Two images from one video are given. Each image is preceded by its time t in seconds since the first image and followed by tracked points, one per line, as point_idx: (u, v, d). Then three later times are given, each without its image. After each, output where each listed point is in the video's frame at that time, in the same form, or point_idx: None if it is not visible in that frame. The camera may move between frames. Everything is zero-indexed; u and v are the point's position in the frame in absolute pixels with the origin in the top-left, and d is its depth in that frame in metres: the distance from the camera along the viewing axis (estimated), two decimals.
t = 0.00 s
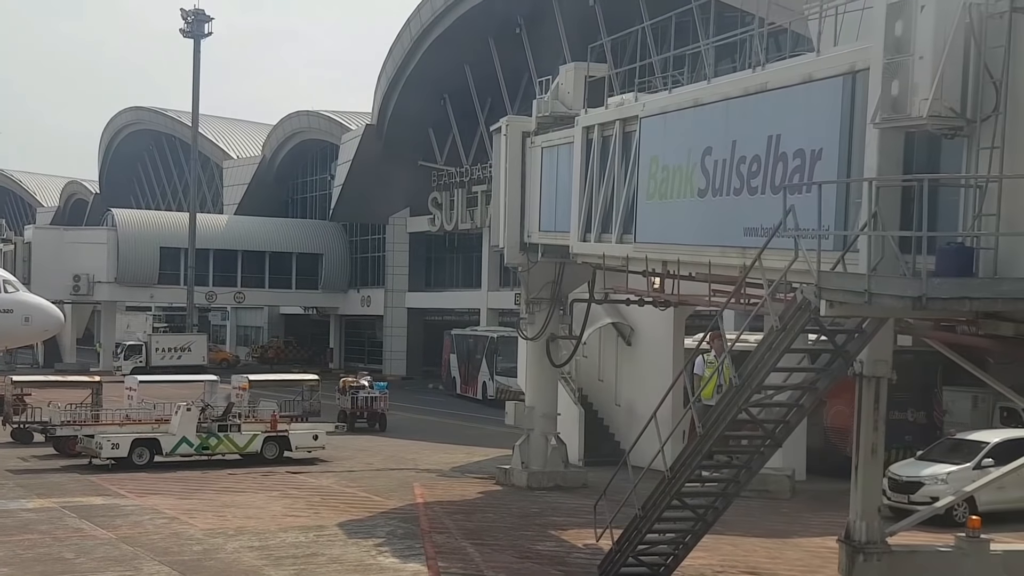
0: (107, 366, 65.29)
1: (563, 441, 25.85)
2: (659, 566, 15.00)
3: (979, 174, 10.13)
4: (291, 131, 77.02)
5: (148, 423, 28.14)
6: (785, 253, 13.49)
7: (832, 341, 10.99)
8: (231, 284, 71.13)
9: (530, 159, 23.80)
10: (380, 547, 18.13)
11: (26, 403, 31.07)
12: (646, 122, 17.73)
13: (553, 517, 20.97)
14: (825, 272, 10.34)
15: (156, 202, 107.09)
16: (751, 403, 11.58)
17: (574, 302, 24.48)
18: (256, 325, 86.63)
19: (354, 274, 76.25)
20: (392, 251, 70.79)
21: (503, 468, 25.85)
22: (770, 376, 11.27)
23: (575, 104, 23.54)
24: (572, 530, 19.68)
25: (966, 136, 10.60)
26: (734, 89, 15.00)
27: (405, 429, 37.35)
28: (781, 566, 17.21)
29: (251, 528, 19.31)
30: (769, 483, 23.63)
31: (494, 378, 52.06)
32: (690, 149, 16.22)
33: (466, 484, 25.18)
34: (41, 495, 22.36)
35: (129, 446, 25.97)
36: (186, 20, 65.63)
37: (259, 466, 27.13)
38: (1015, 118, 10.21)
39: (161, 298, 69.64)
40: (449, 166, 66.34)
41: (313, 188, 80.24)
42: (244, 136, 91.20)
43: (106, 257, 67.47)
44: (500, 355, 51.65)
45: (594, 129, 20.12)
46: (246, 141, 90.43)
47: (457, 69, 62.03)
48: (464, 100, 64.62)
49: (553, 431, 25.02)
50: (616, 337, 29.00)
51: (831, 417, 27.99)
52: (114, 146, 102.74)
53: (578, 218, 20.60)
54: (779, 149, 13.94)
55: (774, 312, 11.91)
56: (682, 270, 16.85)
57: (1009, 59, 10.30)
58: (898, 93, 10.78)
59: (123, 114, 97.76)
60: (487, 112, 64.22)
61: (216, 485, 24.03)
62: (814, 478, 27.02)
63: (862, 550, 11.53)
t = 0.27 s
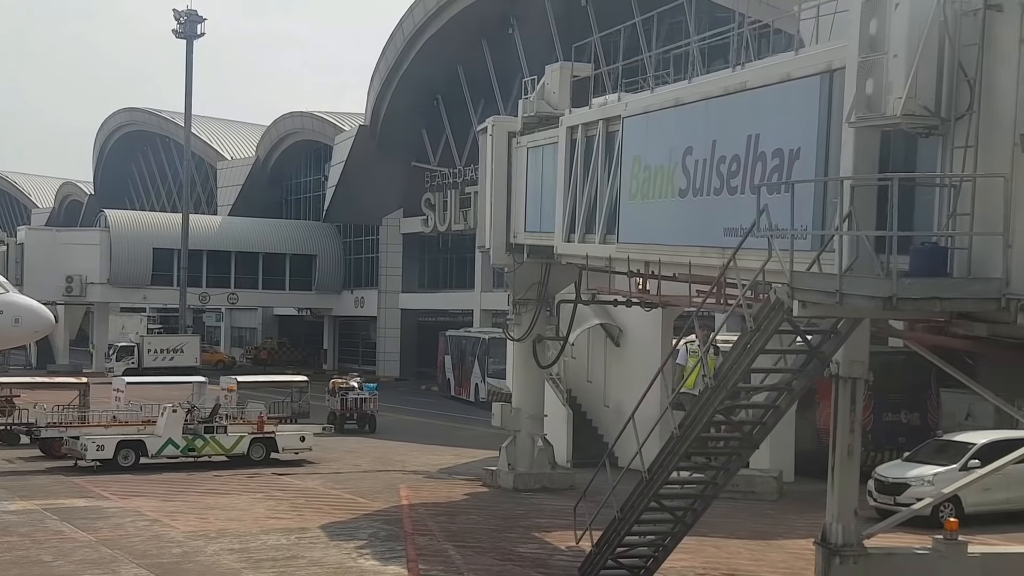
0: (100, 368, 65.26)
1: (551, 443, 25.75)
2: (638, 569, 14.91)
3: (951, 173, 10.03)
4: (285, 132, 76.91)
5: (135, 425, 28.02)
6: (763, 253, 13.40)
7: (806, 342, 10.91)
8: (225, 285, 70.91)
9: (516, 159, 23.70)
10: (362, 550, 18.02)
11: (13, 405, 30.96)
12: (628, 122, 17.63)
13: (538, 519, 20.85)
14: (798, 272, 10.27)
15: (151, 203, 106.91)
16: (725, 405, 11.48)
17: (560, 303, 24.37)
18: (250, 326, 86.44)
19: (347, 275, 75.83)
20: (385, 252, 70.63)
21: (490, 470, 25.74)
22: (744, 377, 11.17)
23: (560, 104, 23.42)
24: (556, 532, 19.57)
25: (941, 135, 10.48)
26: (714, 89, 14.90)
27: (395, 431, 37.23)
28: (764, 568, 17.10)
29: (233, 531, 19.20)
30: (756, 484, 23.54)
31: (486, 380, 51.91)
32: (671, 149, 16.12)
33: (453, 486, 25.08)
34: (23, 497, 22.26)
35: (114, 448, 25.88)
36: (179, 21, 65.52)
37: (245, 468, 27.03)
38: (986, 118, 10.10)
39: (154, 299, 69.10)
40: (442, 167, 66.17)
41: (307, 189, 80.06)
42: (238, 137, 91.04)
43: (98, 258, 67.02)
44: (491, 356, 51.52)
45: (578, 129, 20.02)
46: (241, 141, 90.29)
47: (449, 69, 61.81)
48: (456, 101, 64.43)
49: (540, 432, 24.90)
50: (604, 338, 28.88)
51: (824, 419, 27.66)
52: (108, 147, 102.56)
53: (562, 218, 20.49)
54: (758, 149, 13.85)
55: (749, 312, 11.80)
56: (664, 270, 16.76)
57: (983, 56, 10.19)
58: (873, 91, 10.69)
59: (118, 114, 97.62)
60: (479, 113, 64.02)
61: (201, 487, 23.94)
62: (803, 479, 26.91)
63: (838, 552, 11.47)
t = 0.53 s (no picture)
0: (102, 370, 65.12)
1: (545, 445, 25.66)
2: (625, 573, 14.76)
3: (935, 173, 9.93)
4: (288, 133, 76.74)
5: (130, 426, 27.94)
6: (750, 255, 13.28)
7: (789, 344, 10.79)
8: (226, 286, 70.77)
9: (510, 162, 23.61)
10: (351, 553, 17.90)
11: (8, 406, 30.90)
12: (619, 123, 17.53)
13: (530, 522, 20.72)
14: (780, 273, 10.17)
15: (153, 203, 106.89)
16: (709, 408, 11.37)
17: (554, 305, 24.20)
18: (253, 328, 86.36)
19: (349, 276, 75.60)
20: (386, 254, 70.55)
21: (484, 472, 25.66)
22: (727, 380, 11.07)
23: (554, 104, 23.22)
24: (548, 535, 19.46)
25: (926, 135, 10.37)
26: (704, 89, 14.80)
27: (393, 433, 37.11)
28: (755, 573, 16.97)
29: (223, 533, 19.10)
30: (751, 486, 23.38)
31: (486, 382, 51.73)
32: (661, 151, 16.00)
33: (448, 488, 25.00)
34: (14, 499, 22.16)
35: (108, 449, 25.79)
36: (180, 23, 65.49)
37: (240, 470, 26.93)
38: (970, 118, 9.99)
39: (156, 301, 68.02)
40: (444, 168, 65.95)
41: (309, 191, 79.87)
42: (241, 139, 90.97)
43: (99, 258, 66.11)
44: (492, 359, 51.36)
45: (570, 130, 19.93)
46: (244, 143, 90.21)
47: (451, 72, 61.50)
48: (458, 103, 64.20)
49: (534, 435, 24.82)
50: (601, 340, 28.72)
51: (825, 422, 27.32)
52: (111, 148, 102.54)
53: (555, 220, 20.40)
54: (746, 149, 13.73)
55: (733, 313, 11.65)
56: (655, 273, 16.64)
57: (967, 55, 10.07)
58: (857, 91, 10.56)
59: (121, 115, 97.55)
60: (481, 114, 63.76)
61: (194, 490, 23.85)
62: (801, 482, 26.76)
63: (823, 557, 11.33)
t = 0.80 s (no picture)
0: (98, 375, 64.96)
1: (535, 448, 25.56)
2: None
3: (912, 173, 9.86)
4: (285, 135, 76.57)
5: (120, 430, 27.84)
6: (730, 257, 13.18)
7: (766, 347, 10.68)
8: (223, 289, 70.67)
9: (500, 164, 23.51)
10: (336, 557, 17.81)
11: None
12: (605, 123, 17.43)
13: (517, 525, 20.62)
14: (756, 274, 10.07)
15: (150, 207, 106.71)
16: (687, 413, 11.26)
17: (544, 307, 24.06)
18: (250, 331, 86.28)
19: (346, 279, 75.46)
20: (383, 256, 70.53)
21: (474, 475, 25.60)
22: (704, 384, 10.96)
23: (543, 105, 23.08)
24: (534, 539, 19.36)
25: (904, 134, 10.29)
26: (687, 89, 14.71)
27: (387, 436, 37.01)
28: None
29: (207, 538, 18.99)
30: (741, 489, 23.26)
31: (482, 385, 51.60)
32: (645, 151, 15.91)
33: (437, 492, 24.93)
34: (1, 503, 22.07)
35: (97, 454, 25.71)
36: (177, 25, 65.43)
37: (230, 474, 26.85)
38: (946, 118, 9.90)
39: (152, 304, 67.28)
40: (441, 171, 65.78)
41: (306, 193, 79.70)
42: (238, 142, 90.89)
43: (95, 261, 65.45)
44: (488, 362, 51.23)
45: (557, 131, 19.84)
46: (241, 146, 90.13)
47: (447, 74, 61.16)
48: (454, 106, 63.98)
49: (524, 438, 24.73)
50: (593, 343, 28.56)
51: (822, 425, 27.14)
52: (108, 151, 102.36)
53: (542, 223, 20.30)
54: (728, 150, 13.64)
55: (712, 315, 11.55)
56: (640, 275, 16.53)
57: (944, 54, 10.00)
58: (835, 91, 10.48)
59: (118, 118, 97.35)
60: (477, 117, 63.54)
61: (182, 494, 23.75)
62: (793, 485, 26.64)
63: (802, 561, 11.24)
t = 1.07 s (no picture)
0: (99, 376, 64.87)
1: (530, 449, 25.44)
2: None
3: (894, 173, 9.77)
4: (288, 136, 76.43)
5: (115, 431, 27.78)
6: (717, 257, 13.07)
7: (749, 348, 10.59)
8: (224, 290, 70.60)
9: (494, 164, 23.41)
10: (325, 559, 17.72)
11: None
12: (596, 123, 17.33)
13: (509, 527, 20.52)
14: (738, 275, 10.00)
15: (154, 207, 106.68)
16: (671, 414, 11.18)
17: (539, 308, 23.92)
18: (253, 331, 86.26)
19: (348, 280, 75.33)
20: (385, 257, 70.47)
21: (469, 477, 25.49)
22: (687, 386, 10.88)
23: (538, 106, 22.95)
24: (526, 541, 19.25)
25: (889, 134, 10.18)
26: (676, 88, 14.62)
27: (385, 437, 36.92)
28: None
29: (197, 540, 18.92)
30: (738, 492, 23.17)
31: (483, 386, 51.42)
32: (636, 151, 15.80)
33: (432, 493, 24.85)
34: None
35: (91, 454, 25.66)
36: (178, 26, 65.42)
37: (225, 475, 26.78)
38: (929, 117, 9.78)
39: (155, 304, 66.96)
40: (442, 172, 65.56)
41: (309, 194, 79.58)
42: (241, 142, 90.86)
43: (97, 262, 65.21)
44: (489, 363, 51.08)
45: (550, 131, 19.74)
46: (244, 146, 90.11)
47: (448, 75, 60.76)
48: (456, 107, 63.70)
49: (519, 439, 24.60)
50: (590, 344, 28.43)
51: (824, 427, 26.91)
52: (112, 151, 102.32)
53: (535, 223, 20.21)
54: (716, 150, 13.53)
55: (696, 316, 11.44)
56: (631, 275, 16.42)
57: (928, 53, 9.92)
58: (819, 90, 10.35)
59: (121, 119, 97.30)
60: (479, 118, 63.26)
61: (175, 494, 23.68)
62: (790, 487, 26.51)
63: (787, 564, 11.16)
